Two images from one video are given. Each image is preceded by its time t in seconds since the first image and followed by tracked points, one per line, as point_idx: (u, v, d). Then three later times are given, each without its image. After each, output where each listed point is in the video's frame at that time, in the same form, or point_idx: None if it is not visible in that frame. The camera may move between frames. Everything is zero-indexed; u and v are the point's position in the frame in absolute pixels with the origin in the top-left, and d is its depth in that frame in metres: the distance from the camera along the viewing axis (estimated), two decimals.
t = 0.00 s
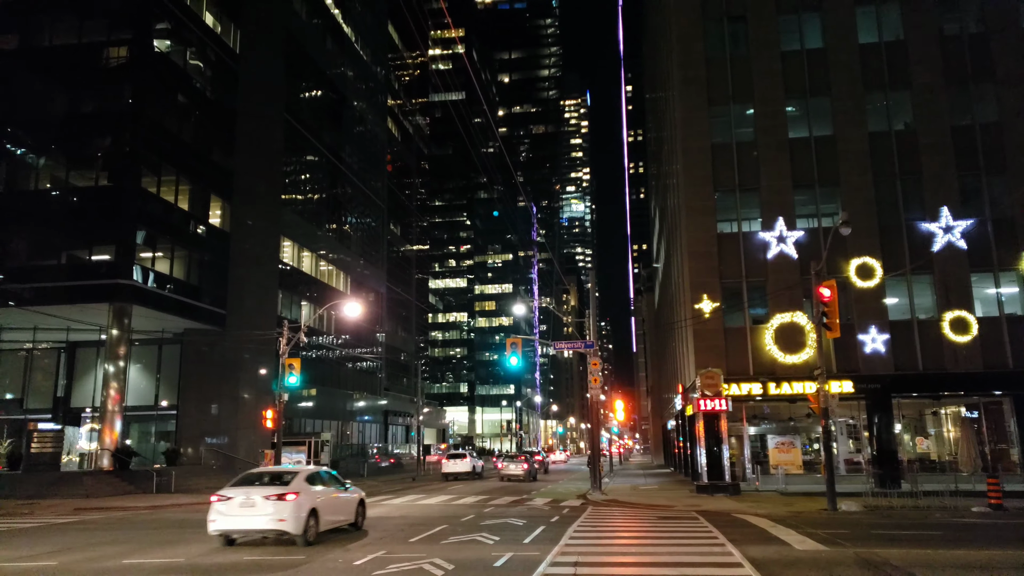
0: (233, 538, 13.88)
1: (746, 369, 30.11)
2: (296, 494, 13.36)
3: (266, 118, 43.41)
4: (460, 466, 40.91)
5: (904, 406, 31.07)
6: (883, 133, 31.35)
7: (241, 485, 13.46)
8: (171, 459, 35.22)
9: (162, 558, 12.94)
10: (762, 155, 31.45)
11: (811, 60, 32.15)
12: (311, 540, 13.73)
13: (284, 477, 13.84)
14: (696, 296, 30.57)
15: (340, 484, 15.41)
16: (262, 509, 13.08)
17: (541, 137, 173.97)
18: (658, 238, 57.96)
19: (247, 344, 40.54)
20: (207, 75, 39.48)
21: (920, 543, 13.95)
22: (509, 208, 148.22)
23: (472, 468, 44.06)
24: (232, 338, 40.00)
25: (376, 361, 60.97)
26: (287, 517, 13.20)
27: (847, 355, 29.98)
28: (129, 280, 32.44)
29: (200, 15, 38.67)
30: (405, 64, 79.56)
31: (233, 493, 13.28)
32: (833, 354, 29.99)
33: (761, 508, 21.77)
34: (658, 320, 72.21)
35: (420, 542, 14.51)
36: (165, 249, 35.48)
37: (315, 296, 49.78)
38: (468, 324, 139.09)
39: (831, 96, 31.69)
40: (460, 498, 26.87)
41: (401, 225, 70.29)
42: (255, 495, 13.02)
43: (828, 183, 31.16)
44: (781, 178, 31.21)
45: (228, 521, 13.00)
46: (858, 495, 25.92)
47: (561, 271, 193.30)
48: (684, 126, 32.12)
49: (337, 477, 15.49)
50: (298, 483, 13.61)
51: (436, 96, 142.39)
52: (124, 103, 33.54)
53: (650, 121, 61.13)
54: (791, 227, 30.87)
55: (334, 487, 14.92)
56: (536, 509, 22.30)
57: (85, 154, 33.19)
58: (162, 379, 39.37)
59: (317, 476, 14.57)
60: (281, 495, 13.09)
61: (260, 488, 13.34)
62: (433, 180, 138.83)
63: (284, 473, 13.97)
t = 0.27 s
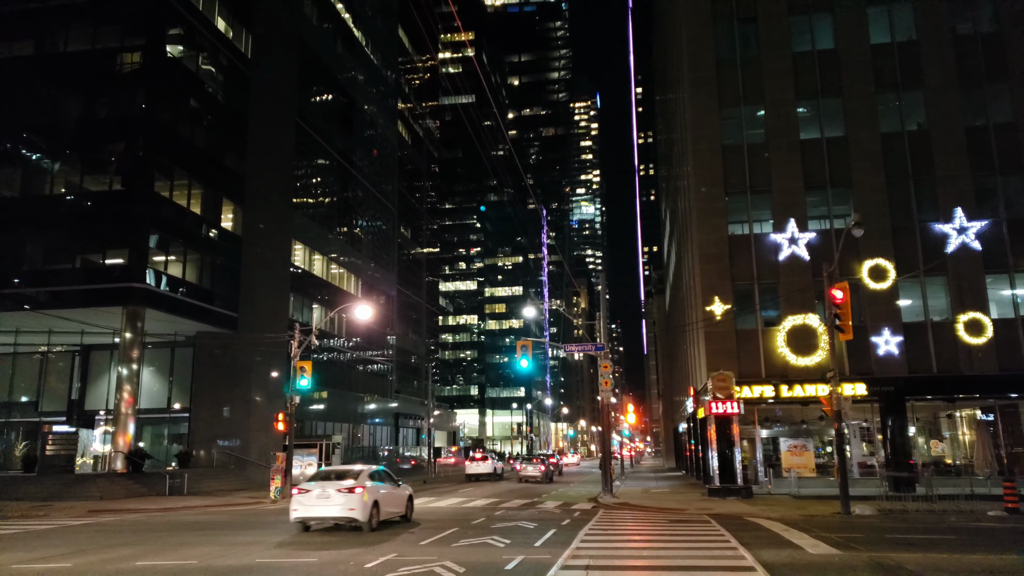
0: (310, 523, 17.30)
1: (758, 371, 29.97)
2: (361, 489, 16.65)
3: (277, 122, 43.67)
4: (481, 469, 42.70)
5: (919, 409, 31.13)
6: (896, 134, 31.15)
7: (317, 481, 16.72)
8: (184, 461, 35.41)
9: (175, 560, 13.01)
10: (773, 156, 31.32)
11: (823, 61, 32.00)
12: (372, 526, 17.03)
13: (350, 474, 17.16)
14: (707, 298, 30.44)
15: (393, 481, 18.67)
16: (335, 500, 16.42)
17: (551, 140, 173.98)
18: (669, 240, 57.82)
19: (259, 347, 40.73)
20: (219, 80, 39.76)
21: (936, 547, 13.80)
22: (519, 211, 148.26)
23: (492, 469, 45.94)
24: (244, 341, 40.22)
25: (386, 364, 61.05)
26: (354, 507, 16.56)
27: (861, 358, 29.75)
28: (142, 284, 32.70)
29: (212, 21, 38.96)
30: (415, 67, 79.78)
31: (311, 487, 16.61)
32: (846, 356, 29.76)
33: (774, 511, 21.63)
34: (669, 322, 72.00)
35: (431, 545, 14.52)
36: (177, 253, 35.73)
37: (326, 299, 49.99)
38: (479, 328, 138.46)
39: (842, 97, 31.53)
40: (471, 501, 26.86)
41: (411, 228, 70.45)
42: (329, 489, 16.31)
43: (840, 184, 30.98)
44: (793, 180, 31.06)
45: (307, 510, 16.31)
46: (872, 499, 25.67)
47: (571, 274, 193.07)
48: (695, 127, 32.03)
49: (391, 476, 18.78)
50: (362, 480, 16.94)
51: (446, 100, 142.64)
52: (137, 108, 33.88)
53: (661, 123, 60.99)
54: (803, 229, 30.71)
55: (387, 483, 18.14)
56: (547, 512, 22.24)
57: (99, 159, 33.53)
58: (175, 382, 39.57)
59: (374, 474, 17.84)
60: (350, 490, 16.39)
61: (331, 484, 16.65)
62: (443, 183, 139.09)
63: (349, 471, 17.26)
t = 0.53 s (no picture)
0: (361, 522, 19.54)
1: (767, 379, 29.86)
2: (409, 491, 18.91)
3: (287, 130, 43.98)
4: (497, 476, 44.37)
5: (929, 417, 30.73)
6: (905, 141, 31.06)
7: (369, 484, 19.01)
8: (193, 467, 35.58)
9: (184, 566, 13.08)
10: (782, 163, 31.28)
11: (832, 68, 31.98)
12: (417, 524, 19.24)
13: (397, 479, 19.40)
14: (716, 305, 30.34)
15: (432, 486, 20.81)
16: (386, 501, 18.69)
17: (559, 147, 174.22)
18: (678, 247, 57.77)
19: (268, 354, 40.91)
20: (230, 88, 40.10)
21: (946, 557, 13.70)
22: (528, 217, 148.44)
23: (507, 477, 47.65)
24: (254, 347, 40.44)
25: (395, 371, 61.15)
26: (403, 508, 18.77)
27: (871, 366, 29.58)
28: (152, 290, 32.96)
29: (223, 29, 39.29)
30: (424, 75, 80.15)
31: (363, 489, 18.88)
32: (856, 364, 29.60)
33: (783, 520, 21.54)
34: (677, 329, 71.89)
35: (439, 552, 14.55)
36: (188, 259, 36.00)
37: (335, 305, 50.21)
38: (486, 334, 139.50)
39: (851, 104, 31.48)
40: (478, 508, 26.87)
41: (420, 235, 70.66)
42: (381, 491, 18.63)
43: (849, 191, 30.91)
44: (802, 187, 31.00)
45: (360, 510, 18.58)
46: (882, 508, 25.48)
47: (580, 280, 192.97)
48: (703, 135, 32.04)
49: (430, 481, 20.89)
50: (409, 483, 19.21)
51: (455, 107, 143.19)
52: (149, 116, 34.25)
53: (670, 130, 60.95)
54: (812, 236, 30.64)
55: (428, 487, 20.36)
56: (555, 520, 22.21)
57: (111, 166, 33.91)
58: (184, 388, 39.83)
59: (419, 480, 20.09)
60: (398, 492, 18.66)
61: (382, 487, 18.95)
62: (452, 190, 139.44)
63: (395, 475, 19.48)
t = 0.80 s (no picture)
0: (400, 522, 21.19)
1: (776, 385, 29.71)
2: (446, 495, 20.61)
3: (295, 136, 44.22)
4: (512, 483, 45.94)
5: (938, 424, 31.15)
6: (914, 146, 30.95)
7: (407, 487, 20.77)
8: (201, 473, 35.65)
9: (193, 572, 13.07)
10: (791, 169, 31.20)
11: (840, 73, 31.92)
12: (450, 524, 20.95)
13: (432, 483, 21.18)
14: (724, 311, 30.27)
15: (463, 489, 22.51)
16: (423, 502, 20.43)
17: (567, 153, 174.40)
18: (686, 252, 57.70)
19: (276, 359, 41.01)
20: (239, 95, 40.36)
21: (958, 566, 13.56)
22: (535, 223, 148.48)
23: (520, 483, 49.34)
24: (262, 353, 40.55)
25: (402, 377, 61.18)
26: (438, 509, 20.42)
27: (880, 372, 29.39)
28: (161, 296, 33.13)
29: (232, 37, 39.54)
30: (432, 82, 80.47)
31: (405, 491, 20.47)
32: (865, 370, 29.40)
33: (792, 527, 21.38)
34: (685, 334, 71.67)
35: (447, 559, 14.53)
36: (196, 265, 36.17)
37: (343, 311, 50.34)
38: (494, 340, 138.50)
39: (860, 109, 31.40)
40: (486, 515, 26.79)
41: (427, 241, 70.81)
42: (419, 493, 20.39)
43: (858, 197, 30.80)
44: (810, 192, 30.91)
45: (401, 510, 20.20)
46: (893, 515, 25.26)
47: (587, 286, 192.80)
48: (711, 140, 31.99)
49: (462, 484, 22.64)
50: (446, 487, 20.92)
51: (462, 113, 143.57)
52: (158, 123, 34.49)
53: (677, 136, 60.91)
54: (821, 241, 30.53)
55: (460, 491, 22.09)
56: (563, 527, 22.11)
57: (121, 173, 34.15)
58: (193, 394, 40.00)
59: (451, 483, 21.87)
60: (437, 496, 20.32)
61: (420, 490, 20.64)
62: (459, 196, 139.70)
63: (431, 479, 21.24)
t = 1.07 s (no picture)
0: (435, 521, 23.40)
1: (786, 391, 29.56)
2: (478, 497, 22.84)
3: (304, 144, 44.49)
4: (529, 490, 46.73)
5: (951, 429, 30.90)
6: (924, 150, 30.83)
7: (442, 491, 22.97)
8: (211, 479, 35.76)
9: None
10: (799, 174, 31.13)
11: (848, 78, 31.86)
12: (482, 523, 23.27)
13: (465, 485, 23.41)
14: (733, 317, 30.19)
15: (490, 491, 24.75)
16: (458, 504, 22.70)
17: (574, 159, 174.56)
18: (694, 258, 57.69)
19: (285, 366, 41.14)
20: (248, 102, 40.65)
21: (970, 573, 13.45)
22: (543, 229, 148.59)
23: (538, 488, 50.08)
24: (271, 359, 40.71)
25: (411, 383, 61.20)
26: (472, 510, 22.70)
27: (891, 377, 29.21)
28: (171, 303, 33.36)
29: (242, 45, 39.84)
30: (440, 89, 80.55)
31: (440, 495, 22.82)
32: (876, 376, 29.22)
33: (803, 534, 21.23)
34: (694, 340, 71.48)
35: (456, 565, 14.54)
36: (206, 272, 36.38)
37: (352, 318, 50.50)
38: (502, 345, 137.04)
39: (869, 114, 31.31)
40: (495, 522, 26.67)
41: (436, 247, 70.98)
42: (454, 496, 22.65)
43: (867, 201, 30.69)
44: (819, 198, 30.84)
45: (438, 512, 22.47)
46: (905, 522, 25.04)
47: (595, 292, 192.53)
48: (719, 146, 31.97)
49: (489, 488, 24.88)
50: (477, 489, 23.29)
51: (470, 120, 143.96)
52: (168, 131, 34.80)
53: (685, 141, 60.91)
54: (830, 246, 30.43)
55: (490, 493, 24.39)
56: (572, 533, 22.04)
57: (131, 181, 34.47)
58: (203, 401, 40.20)
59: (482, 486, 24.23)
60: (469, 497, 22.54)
61: (454, 493, 22.96)
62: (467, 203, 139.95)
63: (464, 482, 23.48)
